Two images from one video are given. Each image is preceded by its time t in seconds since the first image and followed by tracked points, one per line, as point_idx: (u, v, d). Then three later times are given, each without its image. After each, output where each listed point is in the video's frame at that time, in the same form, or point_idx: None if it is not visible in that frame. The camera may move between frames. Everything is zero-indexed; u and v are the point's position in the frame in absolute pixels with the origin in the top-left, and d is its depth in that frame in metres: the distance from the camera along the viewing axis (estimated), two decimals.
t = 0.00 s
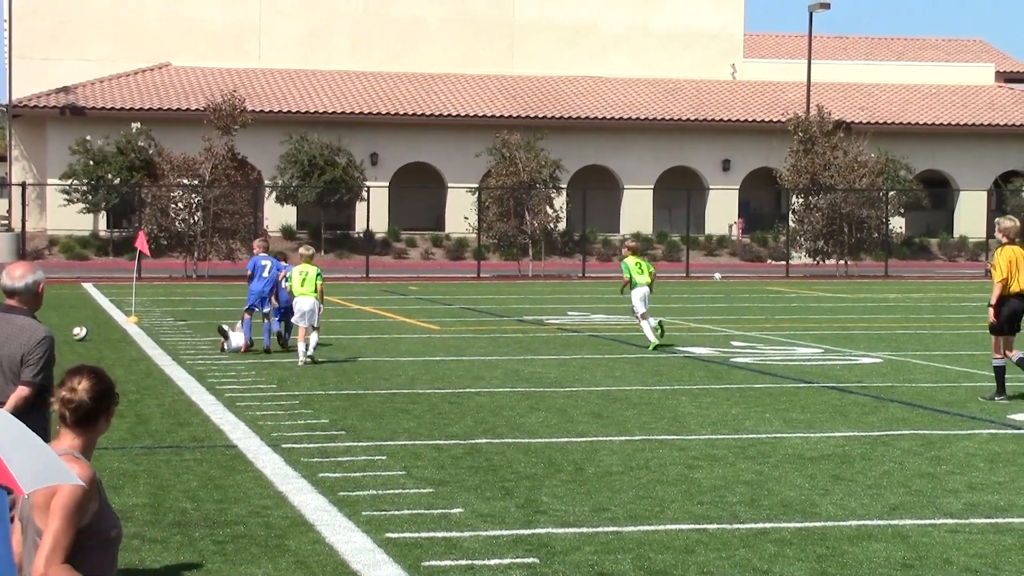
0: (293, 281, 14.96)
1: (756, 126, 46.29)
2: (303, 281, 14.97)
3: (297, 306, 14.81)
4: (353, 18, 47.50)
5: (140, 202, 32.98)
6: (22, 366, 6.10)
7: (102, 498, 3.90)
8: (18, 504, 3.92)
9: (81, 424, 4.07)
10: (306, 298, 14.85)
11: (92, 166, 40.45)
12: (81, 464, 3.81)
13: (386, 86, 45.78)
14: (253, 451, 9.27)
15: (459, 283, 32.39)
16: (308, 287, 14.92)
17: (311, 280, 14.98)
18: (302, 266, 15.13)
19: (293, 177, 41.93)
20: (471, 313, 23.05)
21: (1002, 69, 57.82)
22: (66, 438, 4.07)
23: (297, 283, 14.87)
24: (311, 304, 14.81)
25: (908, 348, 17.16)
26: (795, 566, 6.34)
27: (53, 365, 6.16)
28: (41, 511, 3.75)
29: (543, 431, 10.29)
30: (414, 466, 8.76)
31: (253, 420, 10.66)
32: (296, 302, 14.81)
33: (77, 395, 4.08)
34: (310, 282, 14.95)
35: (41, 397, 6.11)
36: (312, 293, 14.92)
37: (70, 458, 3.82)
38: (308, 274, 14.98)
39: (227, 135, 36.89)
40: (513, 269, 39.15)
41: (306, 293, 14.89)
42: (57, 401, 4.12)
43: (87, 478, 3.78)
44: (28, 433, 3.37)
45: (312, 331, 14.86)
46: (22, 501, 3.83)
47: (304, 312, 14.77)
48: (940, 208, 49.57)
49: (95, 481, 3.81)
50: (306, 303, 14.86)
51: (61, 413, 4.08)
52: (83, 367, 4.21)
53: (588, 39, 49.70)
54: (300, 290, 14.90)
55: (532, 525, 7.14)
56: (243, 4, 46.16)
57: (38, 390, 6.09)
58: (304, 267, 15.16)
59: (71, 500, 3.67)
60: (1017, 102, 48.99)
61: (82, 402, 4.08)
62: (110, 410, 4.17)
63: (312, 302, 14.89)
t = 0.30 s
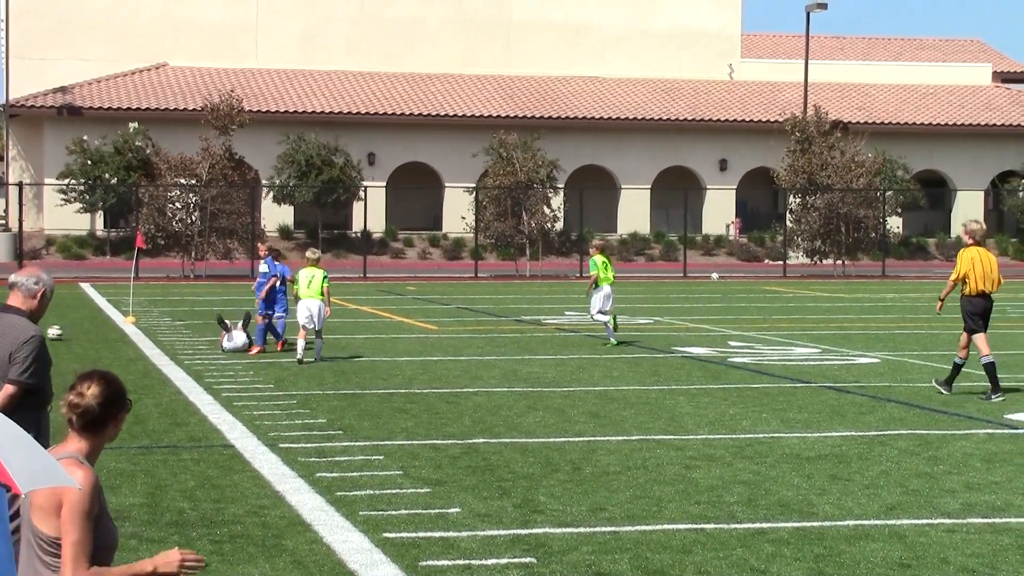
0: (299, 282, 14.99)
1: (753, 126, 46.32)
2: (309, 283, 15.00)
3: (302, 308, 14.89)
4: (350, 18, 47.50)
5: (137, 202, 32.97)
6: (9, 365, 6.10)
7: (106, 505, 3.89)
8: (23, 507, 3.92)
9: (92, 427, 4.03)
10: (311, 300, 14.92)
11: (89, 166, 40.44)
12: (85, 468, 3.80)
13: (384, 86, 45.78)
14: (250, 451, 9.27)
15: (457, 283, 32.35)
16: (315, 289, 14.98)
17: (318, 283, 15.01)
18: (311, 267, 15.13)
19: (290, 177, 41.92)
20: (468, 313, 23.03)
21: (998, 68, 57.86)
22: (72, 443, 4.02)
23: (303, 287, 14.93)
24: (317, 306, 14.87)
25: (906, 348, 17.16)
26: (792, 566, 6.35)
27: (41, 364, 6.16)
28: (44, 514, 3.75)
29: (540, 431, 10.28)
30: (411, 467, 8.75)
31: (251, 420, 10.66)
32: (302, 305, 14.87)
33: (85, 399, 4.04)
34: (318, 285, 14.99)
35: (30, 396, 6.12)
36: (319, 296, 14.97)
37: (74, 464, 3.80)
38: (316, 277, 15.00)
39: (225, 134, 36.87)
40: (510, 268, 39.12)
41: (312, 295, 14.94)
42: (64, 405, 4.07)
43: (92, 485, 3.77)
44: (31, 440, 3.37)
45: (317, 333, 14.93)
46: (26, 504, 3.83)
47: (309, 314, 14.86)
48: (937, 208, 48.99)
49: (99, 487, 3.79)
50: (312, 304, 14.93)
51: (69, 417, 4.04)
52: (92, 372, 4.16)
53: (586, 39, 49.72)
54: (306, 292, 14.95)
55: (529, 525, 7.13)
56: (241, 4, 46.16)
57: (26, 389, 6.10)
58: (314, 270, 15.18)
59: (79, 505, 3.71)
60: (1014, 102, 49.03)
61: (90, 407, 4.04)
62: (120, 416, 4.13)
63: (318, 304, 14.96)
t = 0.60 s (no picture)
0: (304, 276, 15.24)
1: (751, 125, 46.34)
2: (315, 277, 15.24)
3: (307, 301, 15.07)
4: (348, 17, 47.49)
5: (134, 201, 32.95)
6: (12, 361, 6.09)
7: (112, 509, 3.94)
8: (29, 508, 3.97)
9: (95, 430, 4.05)
10: (315, 294, 15.14)
11: (87, 165, 40.43)
12: (90, 473, 3.83)
13: (381, 85, 45.77)
14: (247, 450, 9.26)
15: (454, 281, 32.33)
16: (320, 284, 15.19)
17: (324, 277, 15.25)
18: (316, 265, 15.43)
19: (288, 176, 41.90)
20: (466, 312, 23.00)
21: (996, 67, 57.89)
22: (75, 446, 4.02)
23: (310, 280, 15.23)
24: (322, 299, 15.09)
25: (904, 348, 17.13)
26: (790, 565, 6.35)
27: (45, 363, 6.17)
28: (52, 519, 3.82)
29: (538, 431, 10.27)
30: (409, 465, 8.74)
31: (247, 419, 10.65)
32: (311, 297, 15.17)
33: (86, 403, 4.04)
34: (325, 278, 15.22)
35: (31, 392, 6.11)
36: (324, 291, 15.20)
37: (77, 469, 3.83)
38: (323, 270, 15.26)
39: (222, 133, 36.86)
40: (507, 267, 39.10)
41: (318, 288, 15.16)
42: (65, 408, 4.07)
43: (97, 491, 3.80)
44: (33, 450, 3.40)
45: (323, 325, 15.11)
46: (32, 507, 3.88)
47: (313, 306, 15.07)
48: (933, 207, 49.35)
49: (105, 492, 3.83)
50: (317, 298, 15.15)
51: (70, 420, 4.04)
52: (93, 373, 4.15)
53: (583, 37, 49.72)
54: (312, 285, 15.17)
55: (525, 524, 7.14)
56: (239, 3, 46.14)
57: (26, 386, 6.09)
58: (319, 266, 15.44)
59: (88, 513, 3.77)
60: (1011, 102, 49.05)
61: (91, 411, 4.04)
62: (122, 416, 4.13)
63: (323, 300, 15.18)
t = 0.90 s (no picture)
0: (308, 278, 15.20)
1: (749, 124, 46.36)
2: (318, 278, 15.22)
3: (312, 302, 15.07)
4: (347, 16, 47.47)
5: (133, 199, 32.95)
6: (24, 363, 6.10)
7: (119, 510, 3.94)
8: (32, 509, 3.97)
9: (100, 430, 4.04)
10: (318, 296, 15.13)
11: (85, 163, 40.44)
12: (96, 473, 3.83)
13: (380, 84, 45.76)
14: (246, 449, 9.28)
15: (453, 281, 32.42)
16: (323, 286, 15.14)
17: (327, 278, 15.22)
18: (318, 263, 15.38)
19: (286, 175, 41.92)
20: (465, 310, 23.07)
21: (994, 66, 57.94)
22: (79, 446, 4.02)
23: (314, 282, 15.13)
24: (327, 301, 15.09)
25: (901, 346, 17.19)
26: (787, 564, 6.35)
27: (56, 363, 6.16)
28: (57, 519, 3.81)
29: (536, 429, 10.28)
30: (408, 464, 8.75)
31: (247, 418, 10.67)
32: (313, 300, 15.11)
33: (89, 403, 4.04)
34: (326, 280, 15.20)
35: (42, 393, 6.09)
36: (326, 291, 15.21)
37: (81, 470, 3.83)
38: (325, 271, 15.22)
39: (221, 132, 36.84)
40: (506, 266, 39.13)
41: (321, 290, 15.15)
42: (68, 408, 4.07)
43: (105, 490, 3.80)
44: (37, 453, 3.40)
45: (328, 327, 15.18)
46: (36, 507, 3.88)
47: (318, 308, 15.09)
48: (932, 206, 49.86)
49: (113, 492, 3.83)
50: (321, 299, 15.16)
51: (74, 419, 4.04)
52: (95, 374, 4.16)
53: (582, 37, 49.71)
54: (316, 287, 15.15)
55: (523, 523, 7.14)
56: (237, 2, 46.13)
57: (39, 387, 6.07)
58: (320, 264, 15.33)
59: (94, 513, 3.77)
60: (1009, 100, 49.08)
61: (94, 410, 4.04)
62: (125, 415, 4.13)
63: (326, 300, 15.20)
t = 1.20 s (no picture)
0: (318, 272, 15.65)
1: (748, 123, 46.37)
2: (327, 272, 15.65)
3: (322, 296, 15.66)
4: (345, 15, 47.44)
5: (131, 199, 32.94)
6: (17, 361, 6.09)
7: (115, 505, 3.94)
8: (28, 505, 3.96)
9: (95, 425, 4.03)
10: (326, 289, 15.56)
11: (83, 162, 40.43)
12: (90, 469, 3.82)
13: (378, 83, 45.75)
14: (245, 448, 9.28)
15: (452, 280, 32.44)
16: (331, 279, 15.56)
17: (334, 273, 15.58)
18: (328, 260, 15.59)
19: (284, 174, 41.93)
20: (465, 309, 23.10)
21: (992, 65, 57.94)
22: (72, 443, 4.01)
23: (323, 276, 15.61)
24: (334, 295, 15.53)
25: (899, 345, 17.23)
26: (786, 564, 6.35)
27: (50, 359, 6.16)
28: (54, 516, 3.81)
29: (534, 428, 10.30)
30: (406, 464, 8.76)
31: (245, 417, 10.68)
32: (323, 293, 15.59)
33: (81, 398, 4.02)
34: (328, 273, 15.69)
35: (38, 390, 6.10)
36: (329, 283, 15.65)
37: (77, 465, 3.82)
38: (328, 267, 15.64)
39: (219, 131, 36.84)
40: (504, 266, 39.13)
41: (329, 284, 15.62)
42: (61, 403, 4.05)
43: (99, 487, 3.79)
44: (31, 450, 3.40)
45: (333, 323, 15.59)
46: (34, 503, 3.87)
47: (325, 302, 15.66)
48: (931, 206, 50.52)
49: (108, 487, 3.82)
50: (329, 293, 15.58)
51: (67, 417, 4.02)
52: (89, 369, 4.14)
53: (581, 36, 49.69)
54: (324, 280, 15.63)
55: (522, 522, 7.15)
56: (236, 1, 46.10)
57: (35, 383, 6.09)
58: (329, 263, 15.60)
59: (89, 508, 3.76)
60: (1008, 100, 49.11)
61: (87, 405, 4.02)
62: (120, 411, 4.11)
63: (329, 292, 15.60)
